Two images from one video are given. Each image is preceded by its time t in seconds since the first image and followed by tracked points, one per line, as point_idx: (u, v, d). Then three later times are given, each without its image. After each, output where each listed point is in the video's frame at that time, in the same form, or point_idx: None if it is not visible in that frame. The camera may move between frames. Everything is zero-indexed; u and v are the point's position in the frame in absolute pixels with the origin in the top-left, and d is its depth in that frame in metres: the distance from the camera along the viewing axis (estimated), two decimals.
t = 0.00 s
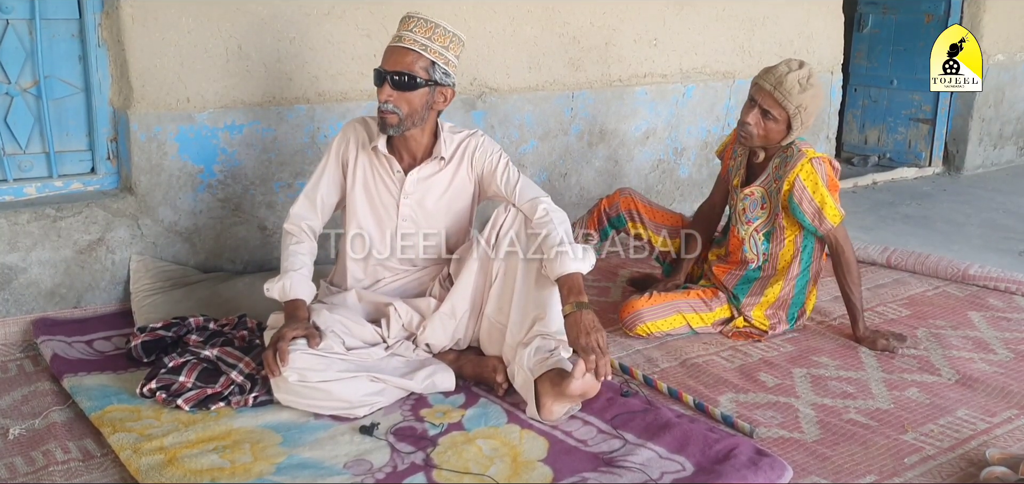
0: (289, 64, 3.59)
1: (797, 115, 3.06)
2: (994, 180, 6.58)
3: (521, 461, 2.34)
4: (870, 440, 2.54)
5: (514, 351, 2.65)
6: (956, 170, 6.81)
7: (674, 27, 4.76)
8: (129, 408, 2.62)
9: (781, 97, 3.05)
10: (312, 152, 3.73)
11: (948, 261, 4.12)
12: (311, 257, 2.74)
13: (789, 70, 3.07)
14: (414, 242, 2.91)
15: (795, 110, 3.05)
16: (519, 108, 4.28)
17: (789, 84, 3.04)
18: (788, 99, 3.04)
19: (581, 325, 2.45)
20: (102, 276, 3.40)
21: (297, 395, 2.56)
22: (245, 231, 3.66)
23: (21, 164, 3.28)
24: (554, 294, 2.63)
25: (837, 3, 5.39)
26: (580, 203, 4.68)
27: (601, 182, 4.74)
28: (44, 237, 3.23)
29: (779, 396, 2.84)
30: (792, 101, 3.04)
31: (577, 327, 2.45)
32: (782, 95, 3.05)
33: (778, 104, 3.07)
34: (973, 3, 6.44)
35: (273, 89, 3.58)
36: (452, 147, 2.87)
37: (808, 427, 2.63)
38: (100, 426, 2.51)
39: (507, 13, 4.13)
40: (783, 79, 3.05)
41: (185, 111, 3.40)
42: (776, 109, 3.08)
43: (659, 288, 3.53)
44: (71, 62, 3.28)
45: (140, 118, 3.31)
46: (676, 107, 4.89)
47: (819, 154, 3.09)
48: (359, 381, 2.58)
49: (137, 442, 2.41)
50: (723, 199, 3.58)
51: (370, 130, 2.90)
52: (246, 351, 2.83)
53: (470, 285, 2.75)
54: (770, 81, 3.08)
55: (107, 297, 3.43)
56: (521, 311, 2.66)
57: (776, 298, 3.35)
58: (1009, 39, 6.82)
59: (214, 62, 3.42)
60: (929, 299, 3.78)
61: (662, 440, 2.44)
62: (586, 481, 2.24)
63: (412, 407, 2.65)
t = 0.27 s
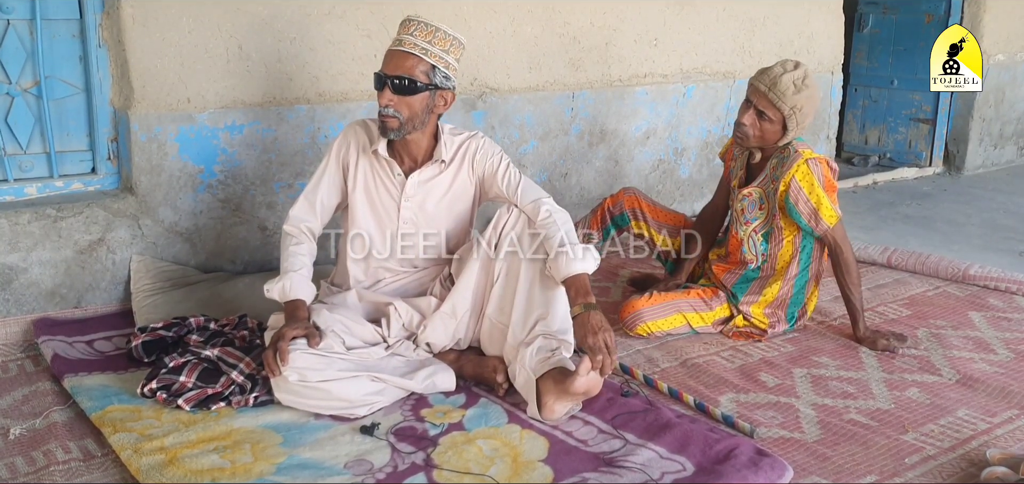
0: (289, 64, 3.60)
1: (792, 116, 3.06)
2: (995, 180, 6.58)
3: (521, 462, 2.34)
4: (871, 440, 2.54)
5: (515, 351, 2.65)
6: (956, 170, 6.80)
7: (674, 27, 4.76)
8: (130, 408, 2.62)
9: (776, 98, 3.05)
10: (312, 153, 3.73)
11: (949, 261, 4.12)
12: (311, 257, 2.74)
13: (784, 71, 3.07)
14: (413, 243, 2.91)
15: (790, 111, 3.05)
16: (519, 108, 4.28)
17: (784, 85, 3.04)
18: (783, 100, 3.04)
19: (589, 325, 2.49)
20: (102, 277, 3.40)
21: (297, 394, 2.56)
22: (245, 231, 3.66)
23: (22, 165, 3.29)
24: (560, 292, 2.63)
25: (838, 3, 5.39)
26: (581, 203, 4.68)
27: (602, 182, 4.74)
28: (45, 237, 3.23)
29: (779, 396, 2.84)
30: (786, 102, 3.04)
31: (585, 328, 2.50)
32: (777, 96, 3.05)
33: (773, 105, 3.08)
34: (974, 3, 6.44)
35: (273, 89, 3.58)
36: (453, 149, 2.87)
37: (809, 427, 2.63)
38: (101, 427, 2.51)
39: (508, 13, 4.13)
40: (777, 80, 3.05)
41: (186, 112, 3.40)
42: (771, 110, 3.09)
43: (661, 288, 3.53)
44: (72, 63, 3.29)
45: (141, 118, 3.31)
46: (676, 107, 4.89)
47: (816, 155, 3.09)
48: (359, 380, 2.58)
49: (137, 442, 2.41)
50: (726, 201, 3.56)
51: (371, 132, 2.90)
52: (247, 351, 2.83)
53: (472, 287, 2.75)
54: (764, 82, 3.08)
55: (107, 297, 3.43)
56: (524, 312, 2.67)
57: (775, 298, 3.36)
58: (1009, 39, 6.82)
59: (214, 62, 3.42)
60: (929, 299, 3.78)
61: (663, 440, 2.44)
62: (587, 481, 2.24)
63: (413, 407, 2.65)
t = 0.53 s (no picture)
0: (290, 64, 3.60)
1: (790, 115, 3.06)
2: (996, 179, 6.58)
3: (523, 461, 2.34)
4: (872, 440, 2.54)
5: (516, 351, 2.65)
6: (957, 170, 6.80)
7: (675, 27, 4.76)
8: (131, 408, 2.62)
9: (774, 98, 3.05)
10: (313, 153, 3.74)
11: (950, 260, 4.12)
12: (311, 258, 2.75)
13: (782, 71, 3.07)
14: (413, 242, 2.91)
15: (788, 111, 3.05)
16: (520, 108, 4.28)
17: (782, 85, 3.04)
18: (781, 100, 3.04)
19: (590, 325, 2.49)
20: (104, 277, 3.40)
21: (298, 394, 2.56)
22: (246, 231, 3.66)
23: (24, 165, 3.29)
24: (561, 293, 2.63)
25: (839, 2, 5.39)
26: (582, 203, 4.68)
27: (603, 182, 4.74)
28: (46, 237, 3.24)
29: (781, 395, 2.84)
30: (784, 102, 3.04)
31: (585, 328, 2.50)
32: (775, 96, 3.05)
33: (771, 105, 3.08)
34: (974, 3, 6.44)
35: (274, 89, 3.58)
36: (454, 149, 2.87)
37: (810, 427, 2.63)
38: (103, 426, 2.51)
39: (508, 12, 4.13)
40: (775, 80, 3.05)
41: (187, 112, 3.40)
42: (770, 110, 3.09)
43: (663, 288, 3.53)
44: (73, 63, 3.29)
45: (142, 118, 3.32)
46: (677, 107, 4.89)
47: (817, 155, 3.10)
48: (360, 380, 2.58)
49: (139, 442, 2.41)
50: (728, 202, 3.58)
51: (372, 132, 2.90)
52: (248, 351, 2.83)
53: (472, 286, 2.75)
54: (763, 82, 3.09)
55: (109, 297, 3.43)
56: (524, 312, 2.67)
57: (776, 298, 3.36)
58: (1010, 39, 6.81)
59: (215, 62, 3.42)
60: (931, 298, 3.78)
61: (664, 440, 2.44)
62: (588, 481, 2.24)
63: (414, 406, 2.65)
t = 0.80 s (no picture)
0: (291, 67, 3.60)
1: (791, 118, 3.06)
2: (997, 181, 6.58)
3: (524, 465, 2.34)
4: (874, 443, 2.53)
5: (517, 354, 2.65)
6: (958, 172, 6.80)
7: (676, 29, 4.76)
8: (132, 411, 2.62)
9: (775, 101, 3.05)
10: (314, 155, 3.73)
11: (951, 263, 4.12)
12: (312, 260, 2.74)
13: (782, 74, 3.07)
14: (414, 243, 2.90)
15: (789, 113, 3.05)
16: (521, 111, 4.28)
17: (782, 88, 3.04)
18: (781, 103, 3.04)
19: (591, 328, 2.50)
20: (105, 279, 3.40)
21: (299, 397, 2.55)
22: (247, 234, 3.66)
23: (24, 168, 3.29)
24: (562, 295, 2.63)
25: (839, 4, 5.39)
26: (583, 205, 4.67)
27: (604, 184, 4.73)
28: (47, 240, 3.23)
29: (783, 398, 2.83)
30: (785, 105, 3.04)
31: (586, 332, 2.50)
32: (776, 99, 3.05)
33: (772, 108, 3.07)
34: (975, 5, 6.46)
35: (274, 92, 3.58)
36: (455, 151, 2.87)
37: (812, 430, 2.62)
38: (103, 430, 2.51)
39: (509, 15, 4.13)
40: (775, 83, 3.05)
41: (188, 114, 3.40)
42: (771, 113, 3.09)
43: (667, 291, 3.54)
44: (74, 66, 3.29)
45: (143, 121, 3.31)
46: (677, 109, 4.89)
47: (819, 157, 3.09)
48: (360, 383, 2.57)
49: (140, 445, 2.41)
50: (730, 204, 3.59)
51: (373, 135, 2.90)
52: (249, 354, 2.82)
53: (473, 288, 2.75)
54: (763, 85, 3.08)
55: (110, 300, 3.43)
56: (525, 314, 2.67)
57: (778, 300, 3.35)
58: (1010, 40, 6.81)
59: (216, 65, 3.42)
60: (932, 301, 3.78)
61: (666, 443, 2.44)
62: None
63: (415, 410, 2.65)
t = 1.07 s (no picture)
0: (292, 68, 3.60)
1: (797, 118, 3.07)
2: (997, 182, 6.58)
3: (525, 465, 2.34)
4: (874, 443, 2.53)
5: (517, 355, 2.65)
6: (958, 172, 6.80)
7: (677, 30, 4.76)
8: (133, 412, 2.62)
9: (779, 104, 3.05)
10: (315, 156, 3.74)
11: (951, 263, 4.12)
12: (313, 262, 2.75)
13: (782, 76, 3.07)
14: (413, 243, 2.90)
15: (794, 115, 3.06)
16: (521, 111, 4.28)
17: (785, 91, 3.04)
18: (786, 105, 3.04)
19: (591, 328, 2.49)
20: (105, 280, 3.40)
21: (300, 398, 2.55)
22: (247, 234, 3.66)
23: (25, 168, 3.29)
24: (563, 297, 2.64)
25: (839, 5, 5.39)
26: (583, 206, 4.68)
27: (604, 185, 4.74)
28: (48, 240, 3.24)
29: (783, 398, 2.84)
30: (790, 107, 3.04)
31: (587, 332, 2.49)
32: (780, 102, 3.05)
33: (777, 112, 3.07)
34: (975, 6, 6.47)
35: (275, 92, 3.58)
36: (456, 152, 2.87)
37: (813, 430, 2.62)
38: (104, 430, 2.51)
39: (509, 16, 4.14)
40: (778, 87, 3.05)
41: (189, 115, 3.40)
42: (775, 117, 3.09)
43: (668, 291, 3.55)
44: (75, 66, 3.29)
45: (144, 121, 3.32)
46: (678, 109, 4.89)
47: (821, 158, 3.09)
48: (360, 383, 2.57)
49: (141, 445, 2.41)
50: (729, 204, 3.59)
51: (374, 136, 2.90)
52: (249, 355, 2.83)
53: (473, 289, 2.75)
54: (765, 91, 3.08)
55: (110, 300, 3.43)
56: (525, 314, 2.67)
57: (779, 300, 3.35)
58: (1010, 41, 6.81)
59: (217, 66, 3.43)
60: (932, 301, 3.78)
61: (666, 443, 2.44)
62: None
63: (415, 410, 2.65)
